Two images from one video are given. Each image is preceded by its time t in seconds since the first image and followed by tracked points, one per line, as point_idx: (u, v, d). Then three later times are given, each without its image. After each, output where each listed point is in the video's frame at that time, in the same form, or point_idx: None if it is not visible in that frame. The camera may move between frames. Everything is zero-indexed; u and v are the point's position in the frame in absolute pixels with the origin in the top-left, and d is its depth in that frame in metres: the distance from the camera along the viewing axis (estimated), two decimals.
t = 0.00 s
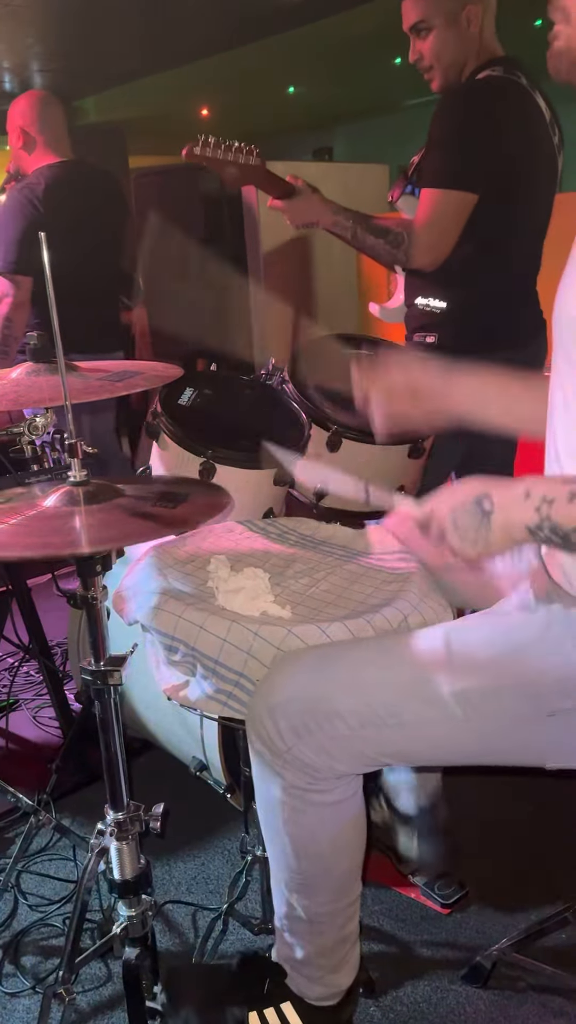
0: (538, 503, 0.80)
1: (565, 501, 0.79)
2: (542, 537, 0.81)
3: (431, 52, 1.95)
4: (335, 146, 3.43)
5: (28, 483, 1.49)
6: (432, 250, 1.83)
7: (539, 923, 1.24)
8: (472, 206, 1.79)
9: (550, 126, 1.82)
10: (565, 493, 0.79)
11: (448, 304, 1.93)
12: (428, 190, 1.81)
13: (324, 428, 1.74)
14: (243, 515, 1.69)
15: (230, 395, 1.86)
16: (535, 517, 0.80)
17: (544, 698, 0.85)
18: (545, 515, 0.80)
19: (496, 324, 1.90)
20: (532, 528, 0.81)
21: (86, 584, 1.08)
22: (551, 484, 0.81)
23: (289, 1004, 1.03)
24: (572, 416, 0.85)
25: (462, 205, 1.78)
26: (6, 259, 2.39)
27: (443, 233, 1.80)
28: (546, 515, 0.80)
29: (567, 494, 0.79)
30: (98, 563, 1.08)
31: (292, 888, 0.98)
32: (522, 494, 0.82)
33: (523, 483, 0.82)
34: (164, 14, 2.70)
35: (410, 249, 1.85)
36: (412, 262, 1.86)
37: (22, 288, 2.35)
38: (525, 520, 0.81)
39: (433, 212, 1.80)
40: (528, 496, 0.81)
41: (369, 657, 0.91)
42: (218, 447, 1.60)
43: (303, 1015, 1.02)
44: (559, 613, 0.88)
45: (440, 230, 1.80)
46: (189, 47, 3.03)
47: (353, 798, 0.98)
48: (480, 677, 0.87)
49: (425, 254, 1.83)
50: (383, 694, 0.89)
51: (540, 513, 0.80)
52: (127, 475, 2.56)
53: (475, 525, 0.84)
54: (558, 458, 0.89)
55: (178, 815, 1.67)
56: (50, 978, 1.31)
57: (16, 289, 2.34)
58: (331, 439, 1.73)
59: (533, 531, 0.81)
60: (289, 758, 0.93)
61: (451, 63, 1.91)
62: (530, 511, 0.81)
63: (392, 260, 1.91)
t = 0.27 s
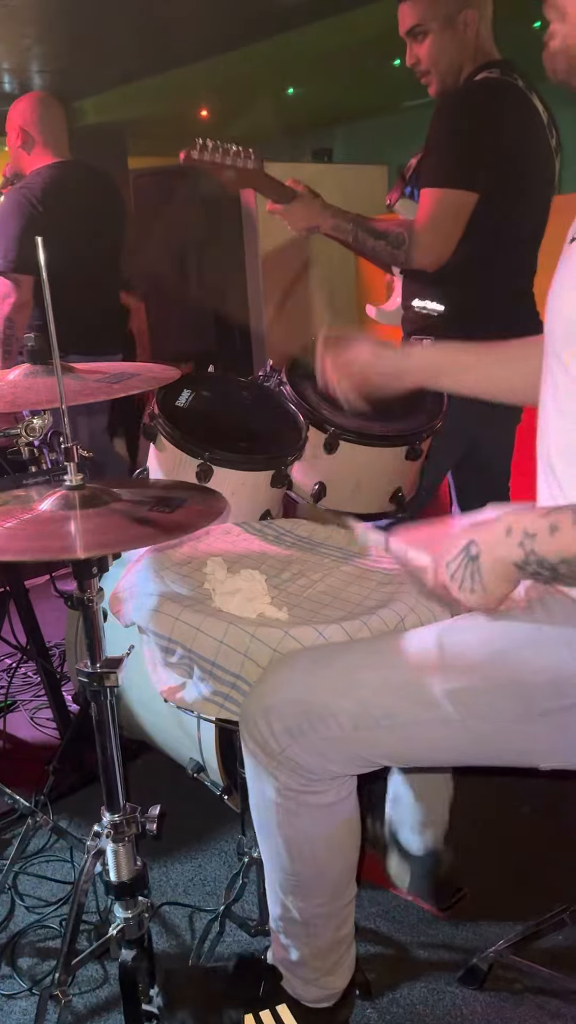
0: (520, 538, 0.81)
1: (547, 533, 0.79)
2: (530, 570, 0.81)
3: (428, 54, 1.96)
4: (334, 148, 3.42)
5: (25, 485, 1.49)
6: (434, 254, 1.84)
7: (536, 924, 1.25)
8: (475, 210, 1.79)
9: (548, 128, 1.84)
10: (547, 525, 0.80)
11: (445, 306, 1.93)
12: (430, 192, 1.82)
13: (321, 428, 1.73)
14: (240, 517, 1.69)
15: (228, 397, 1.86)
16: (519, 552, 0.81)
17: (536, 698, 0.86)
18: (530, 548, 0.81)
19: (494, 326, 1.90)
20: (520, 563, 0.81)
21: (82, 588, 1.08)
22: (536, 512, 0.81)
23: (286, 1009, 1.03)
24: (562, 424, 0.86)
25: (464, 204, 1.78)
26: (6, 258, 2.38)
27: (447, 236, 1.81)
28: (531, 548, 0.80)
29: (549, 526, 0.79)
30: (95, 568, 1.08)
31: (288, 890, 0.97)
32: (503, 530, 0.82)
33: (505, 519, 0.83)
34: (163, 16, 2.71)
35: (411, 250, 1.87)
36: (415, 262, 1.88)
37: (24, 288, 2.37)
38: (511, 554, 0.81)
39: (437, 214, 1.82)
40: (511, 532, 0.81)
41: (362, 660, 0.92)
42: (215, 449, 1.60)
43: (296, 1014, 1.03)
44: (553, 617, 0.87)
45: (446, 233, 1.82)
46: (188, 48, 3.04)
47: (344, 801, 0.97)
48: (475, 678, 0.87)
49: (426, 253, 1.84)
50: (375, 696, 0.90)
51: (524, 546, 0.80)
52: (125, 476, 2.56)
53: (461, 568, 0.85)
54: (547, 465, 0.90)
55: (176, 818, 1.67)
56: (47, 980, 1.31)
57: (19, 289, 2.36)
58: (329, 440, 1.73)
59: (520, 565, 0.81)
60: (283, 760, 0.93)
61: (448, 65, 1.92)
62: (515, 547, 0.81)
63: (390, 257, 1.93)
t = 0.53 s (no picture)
0: (524, 538, 0.81)
1: (549, 534, 0.79)
2: (533, 569, 0.81)
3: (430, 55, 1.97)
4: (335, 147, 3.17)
5: (27, 483, 1.49)
6: (437, 253, 1.85)
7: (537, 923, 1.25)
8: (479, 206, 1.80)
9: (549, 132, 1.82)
10: (551, 527, 0.80)
11: (446, 308, 1.93)
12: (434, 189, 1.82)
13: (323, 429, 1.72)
14: (241, 517, 1.69)
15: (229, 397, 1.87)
16: (523, 552, 0.81)
17: (537, 697, 0.86)
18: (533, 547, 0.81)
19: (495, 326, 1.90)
20: (523, 562, 0.82)
21: (84, 585, 1.09)
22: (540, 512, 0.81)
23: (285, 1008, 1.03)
24: (559, 426, 0.85)
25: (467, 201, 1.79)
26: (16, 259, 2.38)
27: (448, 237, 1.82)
28: (534, 548, 0.80)
29: (551, 529, 0.79)
30: (97, 565, 1.08)
31: (290, 888, 0.98)
32: (508, 530, 0.83)
33: (510, 520, 0.83)
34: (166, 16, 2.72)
35: (415, 252, 1.88)
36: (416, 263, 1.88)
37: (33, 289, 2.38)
38: (515, 554, 0.82)
39: (441, 210, 1.81)
40: (515, 532, 0.82)
41: (365, 660, 0.92)
42: (217, 449, 1.60)
43: (296, 1013, 1.02)
44: (553, 611, 0.88)
45: (450, 231, 1.82)
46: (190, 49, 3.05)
47: (352, 798, 0.98)
48: (477, 676, 0.87)
49: (428, 253, 1.85)
50: (376, 694, 0.90)
51: (528, 546, 0.81)
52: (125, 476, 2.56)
53: (465, 558, 0.85)
54: (543, 467, 0.90)
55: (176, 817, 1.67)
56: (47, 978, 1.31)
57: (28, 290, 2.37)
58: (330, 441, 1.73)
59: (524, 565, 0.82)
60: (288, 757, 0.93)
61: (450, 66, 1.92)
62: (518, 547, 0.81)
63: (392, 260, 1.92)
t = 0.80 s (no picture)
0: (528, 548, 0.81)
1: (552, 544, 0.79)
2: (539, 582, 0.81)
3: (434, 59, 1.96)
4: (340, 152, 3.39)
5: (31, 488, 1.50)
6: (442, 256, 1.81)
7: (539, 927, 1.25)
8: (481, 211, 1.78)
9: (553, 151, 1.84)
10: (553, 537, 0.80)
11: (449, 311, 1.95)
12: (435, 198, 1.81)
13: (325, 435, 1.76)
14: (244, 520, 1.70)
15: (233, 400, 1.87)
16: (528, 563, 0.81)
17: (539, 700, 0.87)
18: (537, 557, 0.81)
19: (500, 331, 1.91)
20: (528, 575, 0.82)
21: (89, 590, 1.09)
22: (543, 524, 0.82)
23: (286, 1009, 1.03)
24: (560, 435, 0.86)
25: (473, 205, 1.77)
26: (27, 264, 2.38)
27: (455, 235, 1.79)
28: (537, 559, 0.81)
29: (554, 539, 0.80)
30: (101, 570, 1.09)
31: (291, 892, 0.98)
32: (512, 542, 0.83)
33: (513, 531, 0.84)
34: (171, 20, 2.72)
35: (420, 254, 1.83)
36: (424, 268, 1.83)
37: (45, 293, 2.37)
38: (519, 566, 0.82)
39: (444, 219, 1.79)
40: (518, 543, 0.82)
41: (370, 665, 0.92)
42: (221, 454, 1.61)
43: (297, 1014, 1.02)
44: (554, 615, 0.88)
45: (453, 236, 1.79)
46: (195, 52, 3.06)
47: (352, 803, 0.98)
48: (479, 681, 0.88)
49: (436, 259, 1.81)
50: (379, 700, 0.90)
51: (531, 556, 0.81)
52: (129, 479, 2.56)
53: (470, 577, 0.86)
54: (544, 475, 0.90)
55: (179, 820, 1.67)
56: (50, 981, 1.31)
57: (40, 292, 2.36)
58: (332, 446, 1.75)
59: (529, 576, 0.82)
60: (289, 762, 0.93)
61: (453, 71, 1.92)
62: (522, 558, 0.82)
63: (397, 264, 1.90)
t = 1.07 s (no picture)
0: (542, 525, 0.80)
1: (568, 523, 0.79)
2: (552, 558, 0.80)
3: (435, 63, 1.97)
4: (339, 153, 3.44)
5: (32, 490, 1.50)
6: (443, 258, 1.84)
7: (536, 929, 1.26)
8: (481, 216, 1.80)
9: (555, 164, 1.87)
10: (568, 514, 0.79)
11: (448, 312, 1.95)
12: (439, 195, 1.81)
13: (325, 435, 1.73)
14: (244, 522, 1.70)
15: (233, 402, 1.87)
16: (542, 540, 0.80)
17: (536, 699, 0.87)
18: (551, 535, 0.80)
19: (500, 334, 1.91)
20: (541, 552, 0.81)
21: (88, 591, 1.10)
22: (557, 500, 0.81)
23: (279, 1008, 1.03)
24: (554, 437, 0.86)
25: (471, 214, 1.79)
26: (24, 260, 2.35)
27: (455, 244, 1.82)
28: (552, 537, 0.80)
29: (570, 516, 0.79)
30: (101, 571, 1.09)
31: (284, 887, 0.98)
32: (524, 517, 0.81)
33: (525, 505, 0.82)
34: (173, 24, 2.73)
35: (421, 257, 1.87)
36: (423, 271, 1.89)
37: (42, 289, 2.34)
38: (533, 543, 0.81)
39: (447, 222, 1.81)
40: (531, 520, 0.81)
41: (368, 662, 0.92)
42: (221, 457, 1.61)
43: (290, 1014, 1.02)
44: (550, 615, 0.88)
45: (455, 241, 1.82)
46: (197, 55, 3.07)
47: (347, 799, 0.99)
48: (475, 679, 0.88)
49: (435, 262, 1.85)
50: (377, 694, 0.90)
51: (546, 534, 0.80)
52: (130, 481, 2.57)
53: (479, 554, 0.83)
54: (539, 477, 0.91)
55: (178, 821, 1.67)
56: (49, 981, 1.32)
57: (36, 289, 2.33)
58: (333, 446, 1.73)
59: (542, 554, 0.81)
60: (285, 756, 0.94)
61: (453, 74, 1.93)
62: (536, 535, 0.80)
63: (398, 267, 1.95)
